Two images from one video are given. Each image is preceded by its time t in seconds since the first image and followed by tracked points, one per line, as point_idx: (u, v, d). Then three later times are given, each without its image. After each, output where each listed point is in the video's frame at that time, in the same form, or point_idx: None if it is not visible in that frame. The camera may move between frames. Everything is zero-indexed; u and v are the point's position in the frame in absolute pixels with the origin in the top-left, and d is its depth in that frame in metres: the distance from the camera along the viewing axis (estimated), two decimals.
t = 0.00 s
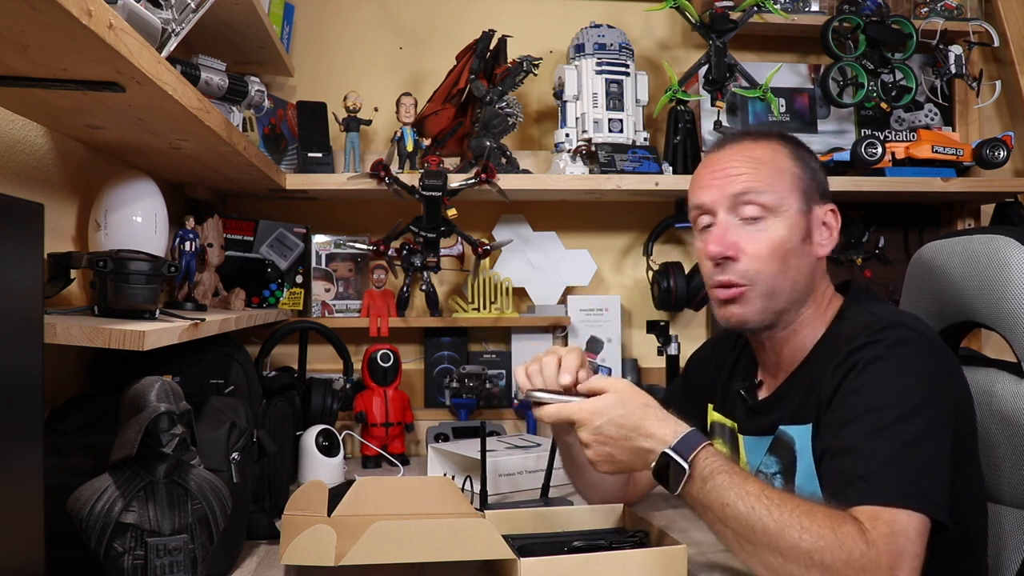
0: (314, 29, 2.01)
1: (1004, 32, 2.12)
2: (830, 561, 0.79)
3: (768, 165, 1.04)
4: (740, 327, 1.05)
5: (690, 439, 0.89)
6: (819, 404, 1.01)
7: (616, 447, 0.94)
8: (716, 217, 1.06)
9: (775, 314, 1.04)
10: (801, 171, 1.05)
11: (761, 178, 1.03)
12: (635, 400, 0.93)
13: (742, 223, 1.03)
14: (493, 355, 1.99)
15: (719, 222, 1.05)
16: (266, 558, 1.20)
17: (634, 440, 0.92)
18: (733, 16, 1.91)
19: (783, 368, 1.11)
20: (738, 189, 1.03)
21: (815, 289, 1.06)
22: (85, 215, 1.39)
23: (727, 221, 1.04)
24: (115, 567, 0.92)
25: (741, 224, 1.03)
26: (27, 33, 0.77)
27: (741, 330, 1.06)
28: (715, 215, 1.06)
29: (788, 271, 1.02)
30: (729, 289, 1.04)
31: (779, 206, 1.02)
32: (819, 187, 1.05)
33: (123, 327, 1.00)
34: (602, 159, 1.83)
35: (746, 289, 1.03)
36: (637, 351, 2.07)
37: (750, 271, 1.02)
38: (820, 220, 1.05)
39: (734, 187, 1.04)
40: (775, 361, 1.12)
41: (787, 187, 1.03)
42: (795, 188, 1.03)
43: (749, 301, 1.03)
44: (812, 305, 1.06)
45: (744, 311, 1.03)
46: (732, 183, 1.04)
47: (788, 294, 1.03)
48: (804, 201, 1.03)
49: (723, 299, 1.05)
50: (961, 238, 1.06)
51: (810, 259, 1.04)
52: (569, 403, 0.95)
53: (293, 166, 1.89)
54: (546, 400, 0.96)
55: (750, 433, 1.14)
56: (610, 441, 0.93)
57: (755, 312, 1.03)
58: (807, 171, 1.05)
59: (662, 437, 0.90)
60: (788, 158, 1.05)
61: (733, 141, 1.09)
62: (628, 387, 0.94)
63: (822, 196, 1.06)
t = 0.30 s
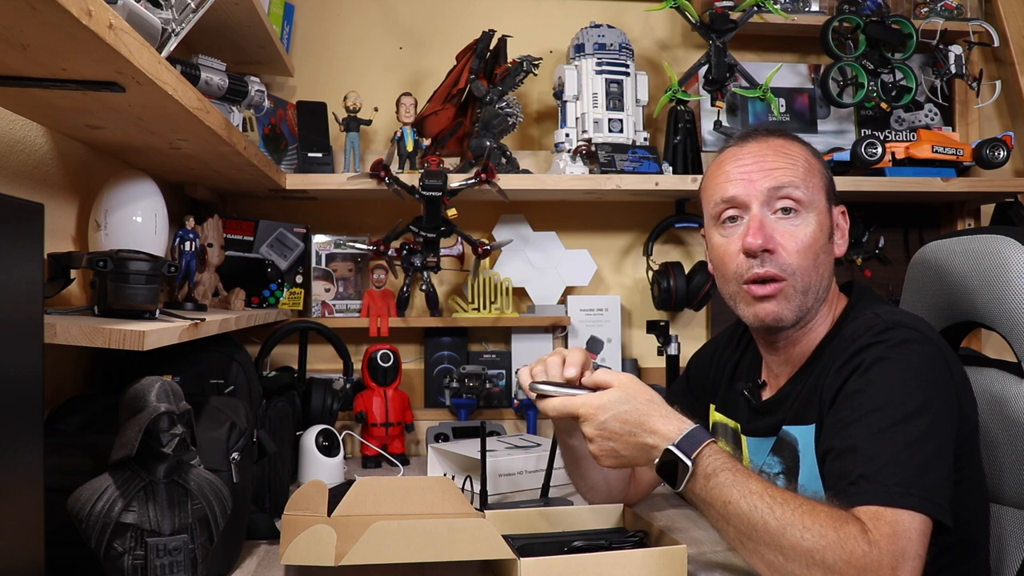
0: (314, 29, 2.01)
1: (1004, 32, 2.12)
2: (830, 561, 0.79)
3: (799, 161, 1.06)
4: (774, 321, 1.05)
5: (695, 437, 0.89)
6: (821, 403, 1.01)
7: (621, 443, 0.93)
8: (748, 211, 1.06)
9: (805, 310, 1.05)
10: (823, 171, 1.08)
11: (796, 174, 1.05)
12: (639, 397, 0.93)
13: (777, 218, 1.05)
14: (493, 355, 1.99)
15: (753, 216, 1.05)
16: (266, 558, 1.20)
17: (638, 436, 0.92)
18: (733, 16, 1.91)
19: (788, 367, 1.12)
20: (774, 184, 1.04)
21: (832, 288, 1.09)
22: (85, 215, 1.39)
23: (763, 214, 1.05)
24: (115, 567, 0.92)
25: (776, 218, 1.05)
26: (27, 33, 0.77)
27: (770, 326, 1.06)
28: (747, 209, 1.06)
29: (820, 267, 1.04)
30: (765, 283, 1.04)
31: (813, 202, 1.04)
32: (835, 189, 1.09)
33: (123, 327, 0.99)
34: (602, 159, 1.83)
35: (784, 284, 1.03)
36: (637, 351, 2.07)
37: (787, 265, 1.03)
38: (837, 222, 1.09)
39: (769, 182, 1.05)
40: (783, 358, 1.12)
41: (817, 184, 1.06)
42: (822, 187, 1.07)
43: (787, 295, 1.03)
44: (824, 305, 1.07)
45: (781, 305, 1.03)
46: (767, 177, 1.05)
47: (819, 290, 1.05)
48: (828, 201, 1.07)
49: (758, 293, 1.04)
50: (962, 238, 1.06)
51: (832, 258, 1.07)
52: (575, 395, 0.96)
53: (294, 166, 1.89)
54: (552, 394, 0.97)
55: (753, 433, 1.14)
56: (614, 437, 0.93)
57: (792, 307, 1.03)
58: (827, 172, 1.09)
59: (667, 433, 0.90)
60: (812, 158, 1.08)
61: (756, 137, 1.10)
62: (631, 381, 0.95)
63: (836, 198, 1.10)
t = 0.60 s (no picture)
0: (314, 29, 2.01)
1: (1004, 32, 2.12)
2: (831, 561, 0.79)
3: (798, 162, 1.06)
4: (774, 322, 1.05)
5: (696, 436, 0.89)
6: (823, 404, 1.01)
7: (621, 442, 0.93)
8: (748, 212, 1.06)
9: (806, 311, 1.05)
10: (822, 172, 1.08)
11: (795, 175, 1.05)
12: (640, 396, 0.93)
13: (776, 219, 1.05)
14: (493, 355, 1.99)
15: (752, 217, 1.05)
16: (266, 558, 1.20)
17: (639, 435, 0.92)
18: (733, 16, 1.91)
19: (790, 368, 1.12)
20: (774, 185, 1.04)
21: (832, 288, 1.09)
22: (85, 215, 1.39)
23: (762, 215, 1.05)
24: (115, 567, 0.92)
25: (775, 219, 1.05)
26: (27, 33, 0.77)
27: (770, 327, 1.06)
28: (747, 210, 1.06)
29: (820, 268, 1.04)
30: (765, 284, 1.04)
31: (812, 203, 1.04)
32: (834, 188, 1.09)
33: (122, 327, 0.99)
34: (602, 159, 1.83)
35: (784, 285, 1.03)
36: (637, 351, 2.07)
37: (787, 266, 1.03)
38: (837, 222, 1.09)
39: (769, 182, 1.05)
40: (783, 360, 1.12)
41: (816, 185, 1.06)
42: (821, 187, 1.07)
43: (786, 296, 1.03)
44: (824, 305, 1.07)
45: (781, 306, 1.03)
46: (766, 178, 1.05)
47: (819, 290, 1.05)
48: (828, 201, 1.07)
49: (758, 294, 1.04)
50: (961, 239, 1.06)
51: (832, 258, 1.07)
52: (575, 394, 0.96)
53: (294, 166, 1.89)
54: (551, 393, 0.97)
55: (754, 433, 1.14)
56: (615, 436, 0.93)
57: (792, 308, 1.03)
58: (826, 172, 1.09)
59: (668, 433, 0.90)
60: (811, 158, 1.08)
61: (755, 138, 1.10)
62: (633, 380, 0.95)
63: (836, 198, 1.10)
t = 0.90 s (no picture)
0: (314, 29, 2.01)
1: (1004, 32, 2.12)
2: (830, 561, 0.79)
3: (794, 162, 1.06)
4: (768, 323, 1.05)
5: (695, 436, 0.89)
6: (822, 404, 1.01)
7: (621, 442, 0.93)
8: (743, 212, 1.06)
9: (800, 311, 1.05)
10: (819, 173, 1.08)
11: (791, 175, 1.05)
12: (640, 396, 0.93)
13: (771, 219, 1.05)
14: (493, 355, 1.99)
15: (747, 217, 1.05)
16: (266, 558, 1.20)
17: (639, 435, 0.92)
18: (733, 16, 1.91)
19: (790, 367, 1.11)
20: (768, 185, 1.04)
21: (830, 289, 1.09)
22: (85, 215, 1.39)
23: (757, 215, 1.05)
24: (115, 567, 0.92)
25: (771, 219, 1.05)
26: (27, 33, 0.77)
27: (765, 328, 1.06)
28: (742, 211, 1.06)
29: (815, 268, 1.04)
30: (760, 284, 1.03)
31: (808, 203, 1.04)
32: (833, 189, 1.09)
33: (123, 327, 0.99)
34: (602, 159, 1.83)
35: (777, 285, 1.03)
36: (637, 351, 2.07)
37: (780, 267, 1.03)
38: (835, 223, 1.09)
39: (764, 182, 1.05)
40: (782, 361, 1.12)
41: (813, 185, 1.06)
42: (819, 187, 1.06)
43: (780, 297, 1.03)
44: (824, 305, 1.07)
45: (774, 307, 1.03)
46: (762, 178, 1.05)
47: (813, 291, 1.04)
48: (825, 201, 1.07)
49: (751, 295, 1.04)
50: (961, 238, 1.06)
51: (829, 259, 1.06)
52: (575, 394, 0.96)
53: (294, 166, 1.89)
54: (550, 392, 0.97)
55: (754, 433, 1.14)
56: (615, 436, 0.93)
57: (785, 309, 1.03)
58: (824, 172, 1.08)
59: (667, 433, 0.90)
60: (809, 158, 1.07)
61: (752, 138, 1.10)
62: (632, 380, 0.95)
63: (835, 198, 1.10)
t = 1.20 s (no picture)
0: (314, 29, 2.01)
1: (1004, 32, 2.12)
2: (831, 561, 0.79)
3: (748, 170, 1.03)
4: (731, 328, 1.08)
5: (696, 434, 0.89)
6: (833, 402, 1.00)
7: (622, 439, 0.93)
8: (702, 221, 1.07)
9: (758, 319, 1.06)
10: (786, 174, 1.02)
11: (740, 185, 1.03)
12: (642, 394, 0.93)
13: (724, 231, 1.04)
14: (493, 355, 1.99)
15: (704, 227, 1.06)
16: (266, 558, 1.20)
17: (640, 433, 0.92)
18: (733, 16, 1.91)
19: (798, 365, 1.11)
20: (718, 198, 1.04)
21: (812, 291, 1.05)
22: (84, 215, 1.39)
23: (711, 226, 1.05)
24: (115, 567, 0.92)
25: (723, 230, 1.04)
26: (27, 33, 0.77)
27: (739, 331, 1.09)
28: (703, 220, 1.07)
29: (768, 278, 1.03)
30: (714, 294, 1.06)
31: (759, 213, 1.02)
32: (809, 188, 1.02)
33: (123, 327, 0.99)
34: (602, 159, 1.83)
35: (729, 296, 1.05)
36: (637, 351, 2.07)
37: (728, 280, 1.04)
38: (810, 223, 1.02)
39: (715, 194, 1.04)
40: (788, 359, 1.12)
41: (768, 192, 1.02)
42: (777, 192, 1.02)
43: (734, 307, 1.05)
44: (830, 303, 1.07)
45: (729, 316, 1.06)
46: (714, 189, 1.05)
47: (772, 300, 1.04)
48: (789, 205, 1.02)
49: (711, 303, 1.08)
50: (958, 239, 1.06)
51: (796, 265, 1.03)
52: (576, 391, 0.94)
53: (294, 166, 1.89)
54: (551, 388, 0.96)
55: (762, 428, 1.14)
56: (616, 433, 0.93)
57: (740, 318, 1.06)
58: (795, 172, 1.02)
59: (668, 431, 0.91)
60: (775, 161, 1.03)
61: (727, 142, 1.08)
62: (633, 376, 0.94)
63: (817, 196, 1.03)
